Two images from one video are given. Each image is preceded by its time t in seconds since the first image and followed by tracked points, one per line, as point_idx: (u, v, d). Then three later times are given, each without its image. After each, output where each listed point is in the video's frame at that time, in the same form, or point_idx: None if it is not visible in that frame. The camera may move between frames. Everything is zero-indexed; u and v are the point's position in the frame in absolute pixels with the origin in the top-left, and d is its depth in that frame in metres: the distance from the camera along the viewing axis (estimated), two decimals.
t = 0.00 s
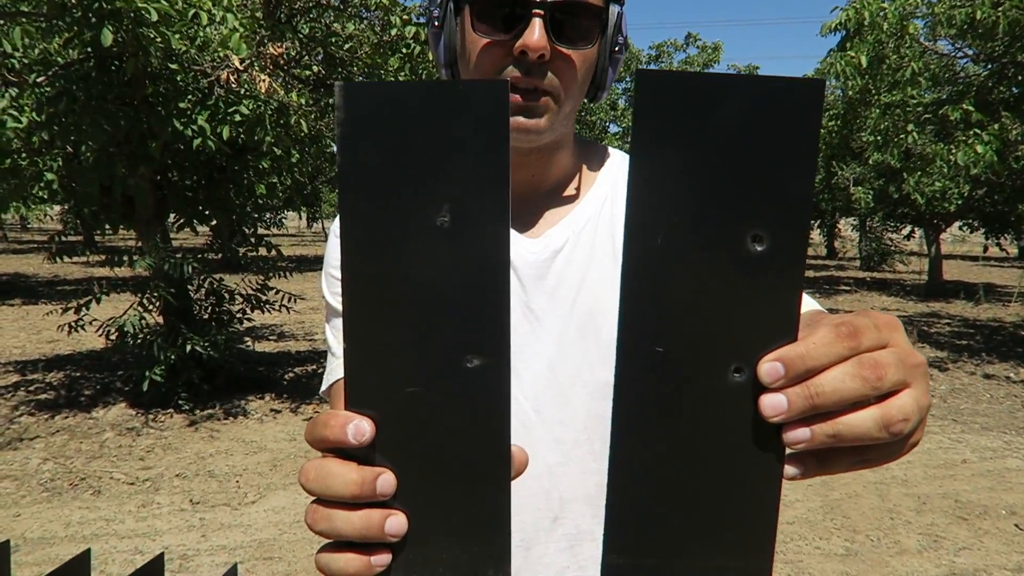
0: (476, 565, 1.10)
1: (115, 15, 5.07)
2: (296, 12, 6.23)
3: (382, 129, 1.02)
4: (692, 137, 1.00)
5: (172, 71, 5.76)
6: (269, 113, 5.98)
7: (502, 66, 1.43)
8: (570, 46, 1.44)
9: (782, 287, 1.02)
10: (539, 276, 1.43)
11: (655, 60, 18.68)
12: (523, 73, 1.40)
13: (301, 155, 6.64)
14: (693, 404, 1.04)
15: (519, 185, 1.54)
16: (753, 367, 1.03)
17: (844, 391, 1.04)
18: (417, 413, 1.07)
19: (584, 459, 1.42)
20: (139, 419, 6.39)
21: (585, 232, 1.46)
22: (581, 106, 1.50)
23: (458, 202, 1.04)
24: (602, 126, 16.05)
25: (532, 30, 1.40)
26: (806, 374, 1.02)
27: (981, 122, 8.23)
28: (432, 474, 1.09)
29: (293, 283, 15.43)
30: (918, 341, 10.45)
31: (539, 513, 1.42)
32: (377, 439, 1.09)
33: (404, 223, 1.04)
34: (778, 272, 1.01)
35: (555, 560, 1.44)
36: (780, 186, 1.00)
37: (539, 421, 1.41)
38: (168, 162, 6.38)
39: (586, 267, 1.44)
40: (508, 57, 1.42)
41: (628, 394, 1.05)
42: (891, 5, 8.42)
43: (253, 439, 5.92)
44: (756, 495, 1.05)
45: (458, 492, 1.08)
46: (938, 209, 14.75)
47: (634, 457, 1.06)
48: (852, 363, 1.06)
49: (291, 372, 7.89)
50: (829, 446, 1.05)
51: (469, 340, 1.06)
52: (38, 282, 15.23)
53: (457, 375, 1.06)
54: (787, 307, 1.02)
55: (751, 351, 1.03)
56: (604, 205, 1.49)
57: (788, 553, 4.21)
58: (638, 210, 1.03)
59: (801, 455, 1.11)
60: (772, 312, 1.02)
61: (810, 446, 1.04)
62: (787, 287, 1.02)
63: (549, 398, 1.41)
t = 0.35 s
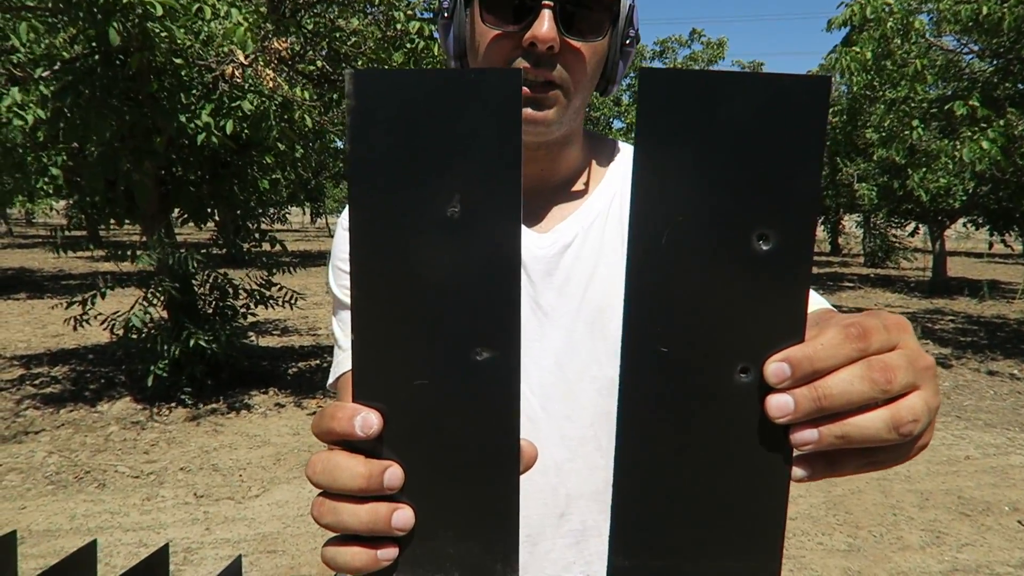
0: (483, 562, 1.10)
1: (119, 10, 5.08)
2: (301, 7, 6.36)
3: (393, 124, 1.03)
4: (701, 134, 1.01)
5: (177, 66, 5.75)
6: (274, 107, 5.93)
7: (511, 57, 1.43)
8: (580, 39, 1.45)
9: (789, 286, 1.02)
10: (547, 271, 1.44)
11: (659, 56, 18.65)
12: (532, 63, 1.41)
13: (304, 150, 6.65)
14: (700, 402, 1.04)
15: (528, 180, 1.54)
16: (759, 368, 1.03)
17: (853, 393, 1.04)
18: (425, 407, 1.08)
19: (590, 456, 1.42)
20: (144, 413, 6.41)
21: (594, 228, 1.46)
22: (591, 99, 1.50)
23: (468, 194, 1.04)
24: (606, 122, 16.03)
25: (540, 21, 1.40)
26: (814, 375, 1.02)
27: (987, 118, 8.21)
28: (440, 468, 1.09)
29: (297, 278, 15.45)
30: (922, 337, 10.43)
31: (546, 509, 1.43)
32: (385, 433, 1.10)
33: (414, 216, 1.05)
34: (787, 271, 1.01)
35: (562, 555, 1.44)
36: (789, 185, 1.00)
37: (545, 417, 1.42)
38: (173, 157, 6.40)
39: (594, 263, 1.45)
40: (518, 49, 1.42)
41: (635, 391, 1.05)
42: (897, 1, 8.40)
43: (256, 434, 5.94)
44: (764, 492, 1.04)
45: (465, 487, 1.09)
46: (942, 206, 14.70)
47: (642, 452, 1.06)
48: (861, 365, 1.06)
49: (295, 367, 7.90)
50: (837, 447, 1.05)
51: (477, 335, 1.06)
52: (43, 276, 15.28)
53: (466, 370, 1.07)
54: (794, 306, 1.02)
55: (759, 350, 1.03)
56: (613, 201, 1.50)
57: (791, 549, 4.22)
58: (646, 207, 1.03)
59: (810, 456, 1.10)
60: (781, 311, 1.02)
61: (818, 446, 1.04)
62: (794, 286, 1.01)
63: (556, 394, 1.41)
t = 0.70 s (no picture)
0: (472, 561, 1.08)
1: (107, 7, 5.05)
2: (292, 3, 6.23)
3: (378, 119, 1.01)
4: (692, 132, 0.98)
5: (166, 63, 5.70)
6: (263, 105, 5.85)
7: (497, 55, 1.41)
8: (567, 36, 1.43)
9: (779, 290, 1.00)
10: (535, 268, 1.42)
11: (652, 54, 18.63)
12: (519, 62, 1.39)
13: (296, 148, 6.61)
14: (689, 402, 1.02)
15: (517, 178, 1.52)
16: (747, 373, 1.01)
17: (840, 402, 1.03)
18: (412, 406, 1.06)
19: (579, 453, 1.40)
20: (133, 413, 6.37)
21: (584, 226, 1.44)
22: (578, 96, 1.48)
23: (455, 190, 1.02)
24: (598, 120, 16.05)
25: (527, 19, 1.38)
26: (801, 383, 1.01)
27: (979, 115, 8.22)
28: (427, 468, 1.07)
29: (288, 277, 15.39)
30: (914, 334, 10.45)
31: (534, 507, 1.42)
32: (371, 432, 1.08)
33: (400, 212, 1.03)
34: (779, 272, 0.99)
35: (552, 553, 1.43)
36: (780, 186, 0.98)
37: (534, 416, 1.40)
38: (163, 156, 6.36)
39: (584, 261, 1.43)
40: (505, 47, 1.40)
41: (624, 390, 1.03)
42: None
43: (247, 433, 5.91)
44: (755, 492, 1.02)
45: (449, 486, 1.07)
46: (934, 204, 14.73)
47: (632, 450, 1.04)
48: (849, 372, 1.05)
49: (286, 366, 7.87)
50: (823, 454, 1.05)
51: (464, 334, 1.04)
52: (32, 276, 15.17)
53: (452, 372, 1.05)
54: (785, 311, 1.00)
55: (749, 353, 1.01)
56: (602, 198, 1.48)
57: (783, 546, 4.21)
58: (635, 207, 1.01)
59: (795, 462, 1.10)
60: (771, 312, 1.01)
61: (804, 453, 1.04)
62: (786, 290, 1.00)
63: (546, 392, 1.40)
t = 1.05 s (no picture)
0: (460, 555, 1.10)
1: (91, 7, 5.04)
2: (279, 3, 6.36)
3: (363, 121, 1.02)
4: (667, 133, 1.00)
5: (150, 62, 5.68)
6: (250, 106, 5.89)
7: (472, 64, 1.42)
8: (539, 42, 1.43)
9: (753, 286, 1.01)
10: (515, 267, 1.44)
11: (638, 52, 18.68)
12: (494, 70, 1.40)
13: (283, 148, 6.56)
14: (669, 398, 1.04)
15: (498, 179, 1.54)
16: (720, 367, 1.03)
17: (809, 395, 1.04)
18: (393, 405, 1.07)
19: (559, 450, 1.41)
20: (121, 416, 6.35)
21: (563, 226, 1.45)
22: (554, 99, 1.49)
23: (438, 190, 1.03)
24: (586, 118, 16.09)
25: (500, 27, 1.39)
26: (772, 375, 1.02)
27: (962, 112, 8.29)
28: (410, 463, 1.09)
29: (276, 277, 15.35)
30: (900, 330, 10.53)
31: (515, 503, 1.43)
32: (358, 430, 1.08)
33: (383, 213, 1.04)
34: (751, 270, 1.01)
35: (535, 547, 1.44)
36: (754, 188, 0.99)
37: (514, 414, 1.41)
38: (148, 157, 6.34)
39: (563, 261, 1.44)
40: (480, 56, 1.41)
41: (605, 386, 1.04)
42: None
43: (236, 434, 5.89)
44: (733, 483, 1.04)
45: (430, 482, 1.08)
46: (919, 200, 14.83)
47: (613, 445, 1.05)
48: (818, 366, 1.07)
49: (275, 367, 7.85)
50: (793, 446, 1.06)
51: (448, 332, 1.05)
52: (18, 278, 15.07)
53: (435, 371, 1.06)
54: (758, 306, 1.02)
55: (723, 348, 1.03)
56: (581, 195, 1.49)
57: (770, 541, 4.24)
58: (614, 207, 1.02)
59: (767, 454, 1.11)
60: (746, 309, 1.02)
61: (775, 444, 1.05)
62: (759, 286, 1.01)
63: (525, 390, 1.41)
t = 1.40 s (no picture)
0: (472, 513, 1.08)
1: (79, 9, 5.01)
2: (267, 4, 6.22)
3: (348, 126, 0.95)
4: (671, 139, 0.98)
5: (139, 65, 5.65)
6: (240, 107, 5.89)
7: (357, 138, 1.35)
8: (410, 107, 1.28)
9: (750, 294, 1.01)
10: (502, 266, 1.44)
11: (629, 51, 18.72)
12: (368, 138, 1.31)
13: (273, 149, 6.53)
14: (665, 400, 1.03)
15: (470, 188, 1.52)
16: (714, 373, 1.03)
17: (798, 401, 1.04)
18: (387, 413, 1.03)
19: (545, 445, 1.42)
20: (112, 419, 6.32)
21: (549, 223, 1.46)
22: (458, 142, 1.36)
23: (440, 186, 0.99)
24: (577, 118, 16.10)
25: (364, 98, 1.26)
26: (763, 382, 1.02)
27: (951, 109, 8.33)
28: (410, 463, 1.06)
29: (269, 279, 15.32)
30: (891, 326, 10.57)
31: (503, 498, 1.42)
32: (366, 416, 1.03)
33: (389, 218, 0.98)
34: (747, 278, 1.01)
35: (521, 542, 1.43)
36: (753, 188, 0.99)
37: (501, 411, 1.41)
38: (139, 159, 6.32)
39: (550, 257, 1.45)
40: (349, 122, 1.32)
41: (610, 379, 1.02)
42: None
43: (228, 437, 5.87)
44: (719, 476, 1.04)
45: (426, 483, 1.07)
46: (909, 197, 14.89)
47: (614, 447, 1.04)
48: (807, 373, 1.06)
49: (267, 369, 7.83)
50: (779, 447, 1.05)
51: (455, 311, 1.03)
52: (8, 282, 15.00)
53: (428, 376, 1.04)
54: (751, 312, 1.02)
55: (716, 355, 1.02)
56: (568, 194, 1.49)
57: (763, 538, 4.25)
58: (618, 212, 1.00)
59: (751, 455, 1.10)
60: (741, 316, 1.02)
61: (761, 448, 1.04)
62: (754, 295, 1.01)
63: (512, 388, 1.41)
